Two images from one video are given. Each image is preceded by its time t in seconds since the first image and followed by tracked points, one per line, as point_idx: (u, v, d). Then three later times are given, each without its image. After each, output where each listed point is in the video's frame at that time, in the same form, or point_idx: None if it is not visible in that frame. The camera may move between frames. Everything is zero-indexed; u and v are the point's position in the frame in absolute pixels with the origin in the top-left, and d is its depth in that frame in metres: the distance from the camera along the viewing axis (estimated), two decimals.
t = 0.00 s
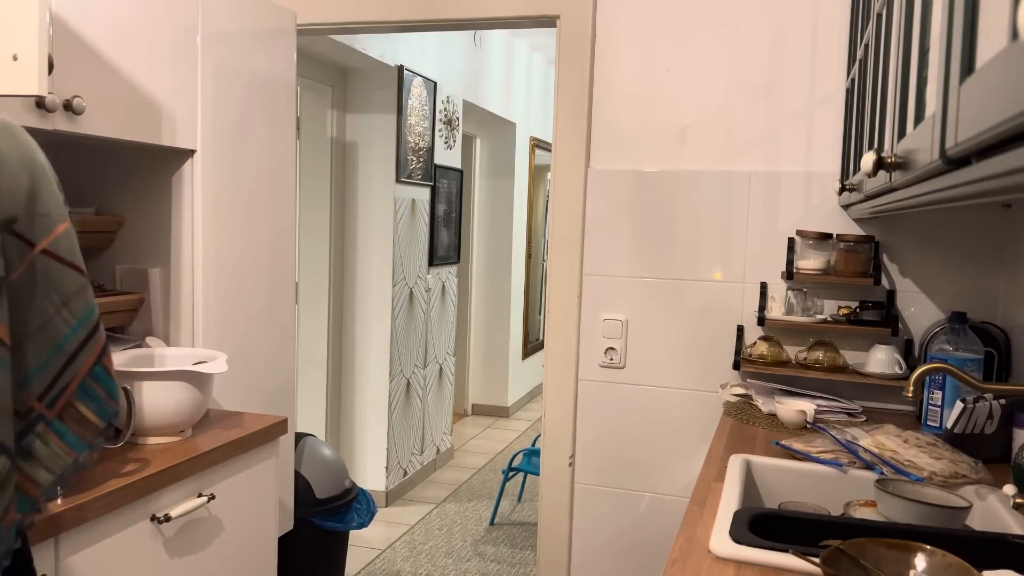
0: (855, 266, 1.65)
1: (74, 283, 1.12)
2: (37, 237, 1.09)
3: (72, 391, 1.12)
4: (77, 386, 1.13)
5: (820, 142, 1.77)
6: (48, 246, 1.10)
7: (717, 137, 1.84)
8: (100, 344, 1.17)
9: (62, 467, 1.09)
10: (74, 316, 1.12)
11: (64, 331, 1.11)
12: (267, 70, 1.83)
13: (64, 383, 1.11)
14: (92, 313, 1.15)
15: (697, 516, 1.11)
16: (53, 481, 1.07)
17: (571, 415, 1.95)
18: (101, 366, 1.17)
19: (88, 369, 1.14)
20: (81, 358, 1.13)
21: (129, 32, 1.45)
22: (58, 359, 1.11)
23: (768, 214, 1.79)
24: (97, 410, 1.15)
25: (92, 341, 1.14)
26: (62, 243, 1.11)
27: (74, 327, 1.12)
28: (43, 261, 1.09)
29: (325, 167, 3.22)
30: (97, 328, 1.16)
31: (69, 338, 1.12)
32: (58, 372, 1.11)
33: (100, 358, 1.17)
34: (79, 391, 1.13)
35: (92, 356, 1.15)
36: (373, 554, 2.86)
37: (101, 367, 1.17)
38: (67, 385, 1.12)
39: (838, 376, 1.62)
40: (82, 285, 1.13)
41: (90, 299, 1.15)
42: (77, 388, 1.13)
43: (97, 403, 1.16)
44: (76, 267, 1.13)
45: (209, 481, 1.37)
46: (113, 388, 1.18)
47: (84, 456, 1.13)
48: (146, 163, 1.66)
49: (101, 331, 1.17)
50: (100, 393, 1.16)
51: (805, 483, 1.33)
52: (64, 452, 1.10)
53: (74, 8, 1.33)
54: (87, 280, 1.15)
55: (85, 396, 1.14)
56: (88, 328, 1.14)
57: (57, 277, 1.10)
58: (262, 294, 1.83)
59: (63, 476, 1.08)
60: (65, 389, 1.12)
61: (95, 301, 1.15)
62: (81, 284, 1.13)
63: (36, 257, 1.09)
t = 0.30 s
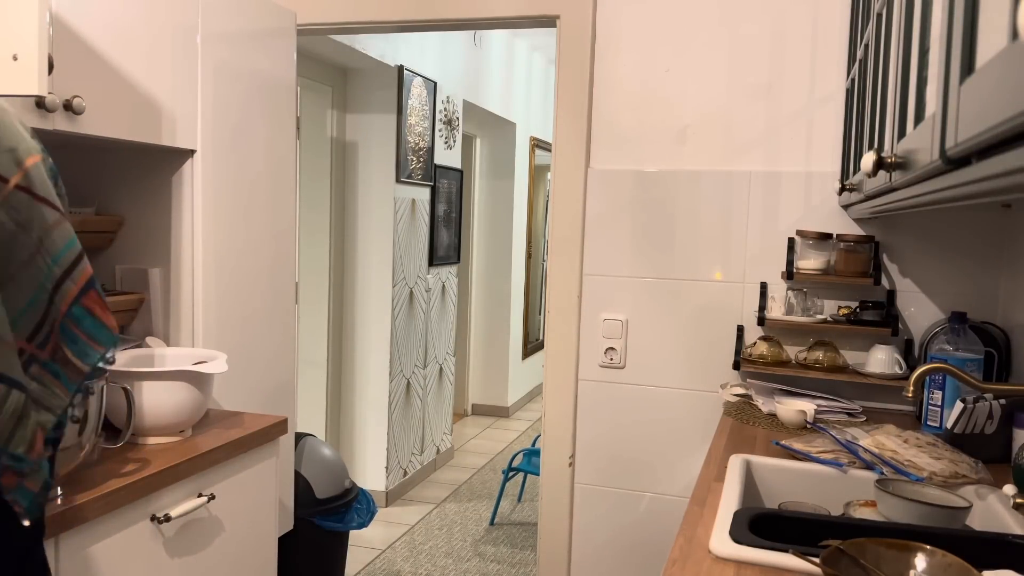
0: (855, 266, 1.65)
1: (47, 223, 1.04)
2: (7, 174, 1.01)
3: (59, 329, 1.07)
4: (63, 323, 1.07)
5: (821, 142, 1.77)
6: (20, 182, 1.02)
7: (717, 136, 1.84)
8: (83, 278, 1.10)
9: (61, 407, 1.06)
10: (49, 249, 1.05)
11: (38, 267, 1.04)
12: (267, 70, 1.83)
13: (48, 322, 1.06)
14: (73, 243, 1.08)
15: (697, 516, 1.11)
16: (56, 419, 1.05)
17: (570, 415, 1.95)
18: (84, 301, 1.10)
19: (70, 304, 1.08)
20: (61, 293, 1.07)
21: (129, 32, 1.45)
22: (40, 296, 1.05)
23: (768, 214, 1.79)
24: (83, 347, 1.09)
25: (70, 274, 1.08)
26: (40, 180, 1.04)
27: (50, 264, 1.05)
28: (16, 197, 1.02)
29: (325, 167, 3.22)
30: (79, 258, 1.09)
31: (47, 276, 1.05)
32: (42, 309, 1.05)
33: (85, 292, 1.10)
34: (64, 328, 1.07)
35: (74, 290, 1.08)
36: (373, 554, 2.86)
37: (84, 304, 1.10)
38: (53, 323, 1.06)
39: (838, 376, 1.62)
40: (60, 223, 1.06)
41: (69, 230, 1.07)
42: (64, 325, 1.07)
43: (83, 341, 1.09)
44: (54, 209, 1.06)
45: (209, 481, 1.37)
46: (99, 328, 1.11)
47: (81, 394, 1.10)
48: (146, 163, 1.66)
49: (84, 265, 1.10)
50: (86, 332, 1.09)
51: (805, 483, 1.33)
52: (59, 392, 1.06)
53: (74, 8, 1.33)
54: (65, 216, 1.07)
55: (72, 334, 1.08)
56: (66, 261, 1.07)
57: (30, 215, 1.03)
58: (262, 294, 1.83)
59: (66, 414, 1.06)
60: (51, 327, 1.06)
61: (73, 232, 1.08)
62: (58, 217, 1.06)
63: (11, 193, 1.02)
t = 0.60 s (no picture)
0: (855, 266, 1.65)
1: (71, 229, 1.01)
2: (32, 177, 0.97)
3: (76, 344, 1.02)
4: (80, 337, 1.03)
5: (821, 142, 1.77)
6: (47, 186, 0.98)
7: (717, 137, 1.84)
8: (103, 292, 1.07)
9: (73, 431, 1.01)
10: (75, 259, 1.02)
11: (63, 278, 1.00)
12: (268, 70, 1.83)
13: (68, 335, 1.01)
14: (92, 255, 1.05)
15: (697, 516, 1.11)
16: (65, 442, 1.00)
17: (570, 415, 1.95)
18: (104, 316, 1.07)
19: (93, 318, 1.05)
20: (84, 305, 1.03)
21: (129, 32, 1.45)
22: (63, 306, 1.00)
23: (768, 214, 1.79)
24: (100, 365, 1.05)
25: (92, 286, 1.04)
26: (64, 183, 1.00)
27: (74, 273, 1.01)
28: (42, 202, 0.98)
29: (325, 167, 3.22)
30: (100, 271, 1.06)
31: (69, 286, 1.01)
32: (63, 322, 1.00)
33: (103, 307, 1.07)
34: (82, 342, 1.03)
35: (97, 304, 1.05)
36: (373, 554, 2.86)
37: (104, 318, 1.07)
38: (72, 336, 1.02)
39: (838, 376, 1.62)
40: (83, 234, 1.03)
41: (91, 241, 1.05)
42: (82, 336, 1.03)
43: (100, 356, 1.06)
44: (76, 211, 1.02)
45: (209, 481, 1.37)
46: (115, 342, 1.09)
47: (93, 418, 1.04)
48: (146, 163, 1.66)
49: (103, 279, 1.07)
50: (105, 346, 1.07)
51: (805, 483, 1.33)
52: (70, 414, 1.00)
53: (74, 9, 1.33)
54: (87, 224, 1.04)
55: (87, 348, 1.04)
56: (91, 273, 1.04)
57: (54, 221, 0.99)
58: (262, 294, 1.83)
59: (74, 439, 1.01)
60: (69, 340, 1.01)
61: (96, 244, 1.06)
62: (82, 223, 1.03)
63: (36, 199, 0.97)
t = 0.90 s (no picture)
0: (855, 266, 1.65)
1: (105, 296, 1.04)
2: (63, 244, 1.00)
3: (112, 411, 1.05)
4: (118, 405, 1.06)
5: (821, 142, 1.77)
6: (78, 252, 1.01)
7: (717, 137, 1.84)
8: (138, 356, 1.09)
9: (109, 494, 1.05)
10: (115, 325, 1.05)
11: (98, 344, 1.03)
12: (267, 70, 1.83)
13: (103, 402, 1.04)
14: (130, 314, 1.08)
15: (697, 516, 1.11)
16: (99, 509, 1.04)
17: (570, 415, 1.95)
18: (142, 382, 1.09)
19: (130, 385, 1.07)
20: (121, 373, 1.06)
21: (129, 32, 1.45)
22: (96, 376, 1.03)
23: (768, 214, 1.79)
24: (139, 432, 1.07)
25: (133, 350, 1.07)
26: (92, 250, 1.02)
27: (108, 340, 1.04)
28: (71, 267, 1.01)
29: (325, 167, 3.22)
30: (139, 335, 1.09)
31: (107, 348, 1.04)
32: (99, 389, 1.04)
33: (140, 372, 1.09)
34: (118, 411, 1.06)
35: (133, 371, 1.07)
36: (373, 554, 2.86)
37: (141, 384, 1.09)
38: (108, 403, 1.05)
39: (837, 376, 1.62)
40: (122, 302, 1.07)
41: (130, 306, 1.08)
42: (118, 405, 1.06)
43: (139, 426, 1.08)
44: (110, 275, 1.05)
45: (209, 481, 1.37)
46: (157, 409, 1.10)
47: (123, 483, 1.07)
48: (146, 163, 1.66)
49: (140, 342, 1.10)
50: (143, 414, 1.08)
51: (805, 483, 1.33)
52: (109, 479, 1.05)
53: (74, 9, 1.33)
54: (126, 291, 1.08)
55: (125, 417, 1.07)
56: (124, 341, 1.06)
57: (79, 287, 1.01)
58: (262, 294, 1.83)
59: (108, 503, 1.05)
60: (105, 408, 1.04)
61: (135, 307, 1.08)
62: (117, 291, 1.06)
63: (65, 264, 1.00)
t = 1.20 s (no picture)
0: (855, 266, 1.65)
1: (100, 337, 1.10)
2: (59, 282, 1.05)
3: (102, 452, 1.10)
4: (109, 446, 1.11)
5: (820, 142, 1.77)
6: (73, 291, 1.07)
7: (717, 137, 1.83)
8: (127, 399, 1.15)
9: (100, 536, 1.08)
10: (107, 368, 1.11)
11: (90, 386, 1.09)
12: (267, 70, 1.83)
13: (95, 444, 1.09)
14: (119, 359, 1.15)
15: (697, 516, 1.11)
16: (86, 554, 1.06)
17: (570, 415, 1.95)
18: (130, 422, 1.15)
19: (121, 425, 1.13)
20: (112, 414, 1.12)
21: (129, 32, 1.45)
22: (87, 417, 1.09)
23: (768, 214, 1.79)
24: (129, 468, 1.13)
25: (122, 392, 1.13)
26: (86, 288, 1.08)
27: (100, 383, 1.10)
28: (67, 306, 1.06)
29: (325, 167, 3.22)
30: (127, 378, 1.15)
31: (100, 390, 1.10)
32: (90, 430, 1.09)
33: (128, 413, 1.15)
34: (111, 450, 1.11)
35: (122, 413, 1.14)
36: (373, 554, 2.86)
37: (130, 423, 1.15)
38: (98, 443, 1.10)
39: (837, 376, 1.62)
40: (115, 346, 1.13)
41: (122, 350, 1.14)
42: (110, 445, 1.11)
43: (129, 462, 1.13)
44: (105, 313, 1.11)
45: (209, 481, 1.37)
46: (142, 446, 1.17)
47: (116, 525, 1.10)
48: (146, 163, 1.66)
49: (128, 384, 1.16)
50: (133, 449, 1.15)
51: (805, 483, 1.33)
52: (99, 522, 1.08)
53: (75, 9, 1.33)
54: (117, 331, 1.13)
55: (117, 455, 1.12)
56: (115, 384, 1.12)
57: (74, 327, 1.07)
58: (262, 295, 1.83)
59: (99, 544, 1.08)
60: (96, 450, 1.09)
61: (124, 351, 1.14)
62: (111, 333, 1.12)
63: (61, 302, 1.06)
